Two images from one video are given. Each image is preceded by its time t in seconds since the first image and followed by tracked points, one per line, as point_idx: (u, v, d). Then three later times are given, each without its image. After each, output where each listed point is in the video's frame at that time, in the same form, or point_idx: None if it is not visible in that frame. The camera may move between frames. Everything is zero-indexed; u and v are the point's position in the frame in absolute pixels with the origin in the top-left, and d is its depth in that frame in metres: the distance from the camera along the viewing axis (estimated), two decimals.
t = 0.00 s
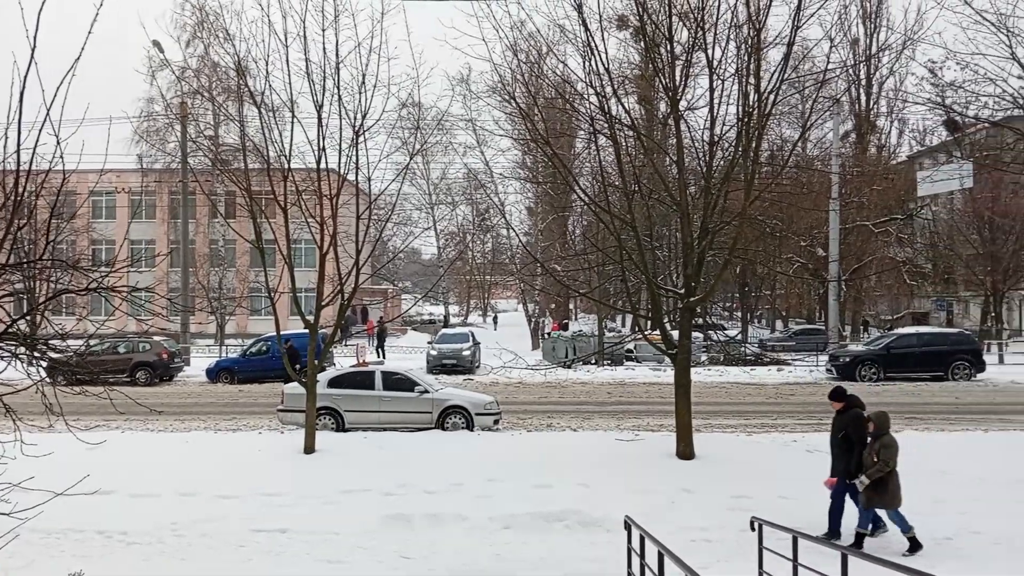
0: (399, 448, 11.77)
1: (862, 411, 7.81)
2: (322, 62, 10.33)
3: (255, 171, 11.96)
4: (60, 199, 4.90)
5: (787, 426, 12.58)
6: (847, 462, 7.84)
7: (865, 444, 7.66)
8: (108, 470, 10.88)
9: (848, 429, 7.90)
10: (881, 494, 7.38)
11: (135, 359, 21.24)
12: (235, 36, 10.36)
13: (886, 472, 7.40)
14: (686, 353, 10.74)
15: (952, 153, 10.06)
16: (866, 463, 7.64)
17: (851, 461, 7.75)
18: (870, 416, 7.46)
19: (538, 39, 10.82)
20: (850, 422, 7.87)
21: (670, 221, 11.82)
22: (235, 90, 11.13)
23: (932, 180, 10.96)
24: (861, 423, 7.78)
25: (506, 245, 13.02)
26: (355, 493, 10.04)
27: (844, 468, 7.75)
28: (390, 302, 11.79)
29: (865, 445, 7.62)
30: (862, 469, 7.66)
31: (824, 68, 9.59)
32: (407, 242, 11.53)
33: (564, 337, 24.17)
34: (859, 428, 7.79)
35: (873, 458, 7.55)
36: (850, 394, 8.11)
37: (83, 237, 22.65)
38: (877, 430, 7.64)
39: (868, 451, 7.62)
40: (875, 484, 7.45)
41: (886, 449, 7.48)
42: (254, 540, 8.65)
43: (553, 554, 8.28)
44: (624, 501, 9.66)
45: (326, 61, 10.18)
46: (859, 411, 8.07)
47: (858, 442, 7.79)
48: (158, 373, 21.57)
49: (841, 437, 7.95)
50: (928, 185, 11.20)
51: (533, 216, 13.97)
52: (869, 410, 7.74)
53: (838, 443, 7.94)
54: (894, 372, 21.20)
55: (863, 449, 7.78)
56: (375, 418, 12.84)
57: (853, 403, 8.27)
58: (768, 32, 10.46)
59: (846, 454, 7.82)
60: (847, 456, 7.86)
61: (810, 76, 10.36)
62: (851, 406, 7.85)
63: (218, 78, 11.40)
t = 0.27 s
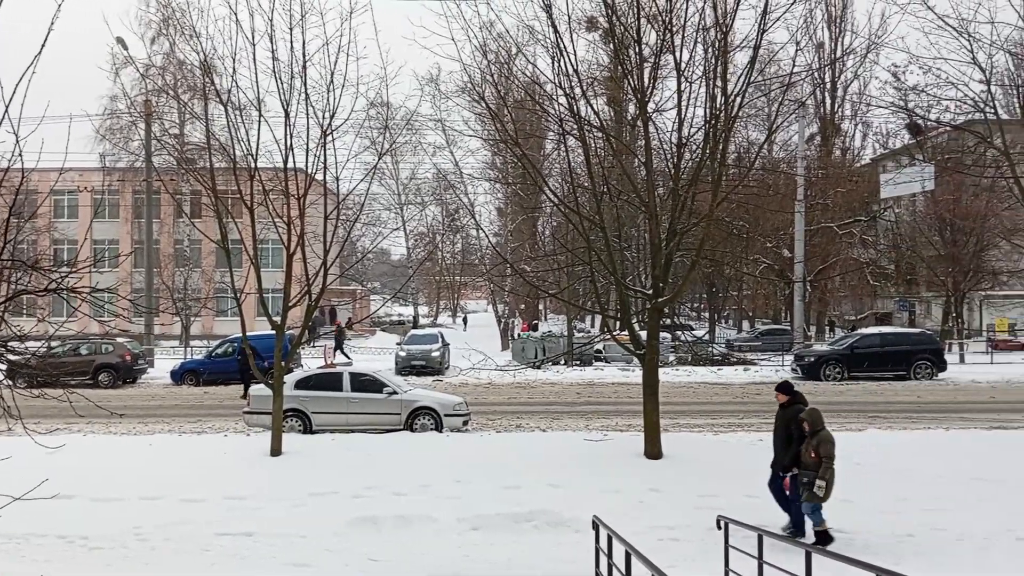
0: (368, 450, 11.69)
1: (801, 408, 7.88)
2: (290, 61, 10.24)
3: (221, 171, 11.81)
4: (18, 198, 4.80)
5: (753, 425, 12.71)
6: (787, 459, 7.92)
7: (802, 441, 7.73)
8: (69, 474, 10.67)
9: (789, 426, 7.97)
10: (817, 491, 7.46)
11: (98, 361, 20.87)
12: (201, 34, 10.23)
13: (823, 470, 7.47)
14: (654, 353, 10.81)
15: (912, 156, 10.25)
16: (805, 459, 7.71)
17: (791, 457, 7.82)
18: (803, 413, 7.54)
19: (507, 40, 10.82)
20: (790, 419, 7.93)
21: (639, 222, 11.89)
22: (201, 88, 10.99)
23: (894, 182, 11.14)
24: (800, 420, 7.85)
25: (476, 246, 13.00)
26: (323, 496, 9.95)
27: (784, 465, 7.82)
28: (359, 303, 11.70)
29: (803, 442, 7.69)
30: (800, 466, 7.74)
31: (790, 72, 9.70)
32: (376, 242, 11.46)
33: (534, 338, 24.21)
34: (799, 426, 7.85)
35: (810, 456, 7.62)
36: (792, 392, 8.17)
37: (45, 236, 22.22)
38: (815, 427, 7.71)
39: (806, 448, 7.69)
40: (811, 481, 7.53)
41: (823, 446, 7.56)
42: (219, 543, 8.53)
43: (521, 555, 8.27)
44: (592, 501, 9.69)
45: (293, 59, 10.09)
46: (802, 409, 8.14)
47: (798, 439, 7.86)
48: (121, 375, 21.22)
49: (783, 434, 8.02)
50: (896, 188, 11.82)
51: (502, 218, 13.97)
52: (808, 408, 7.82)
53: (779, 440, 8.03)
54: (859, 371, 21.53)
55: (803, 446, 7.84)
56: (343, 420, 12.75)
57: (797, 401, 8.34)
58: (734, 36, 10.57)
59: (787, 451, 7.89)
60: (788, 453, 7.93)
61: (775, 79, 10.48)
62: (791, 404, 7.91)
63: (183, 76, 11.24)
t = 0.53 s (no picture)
0: (335, 448, 11.61)
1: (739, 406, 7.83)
2: (256, 55, 10.12)
3: (185, 165, 11.63)
4: None
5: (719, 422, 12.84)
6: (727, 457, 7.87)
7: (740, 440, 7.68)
8: (27, 474, 10.45)
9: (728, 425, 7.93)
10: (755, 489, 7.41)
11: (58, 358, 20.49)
12: (165, 26, 10.06)
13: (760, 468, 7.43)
14: (621, 350, 10.87)
15: (874, 156, 10.43)
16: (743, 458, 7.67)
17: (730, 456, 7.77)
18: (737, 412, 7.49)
19: (476, 37, 10.79)
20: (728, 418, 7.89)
21: (608, 220, 11.95)
22: (165, 81, 10.82)
23: (857, 182, 11.31)
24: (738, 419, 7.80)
25: (445, 243, 12.97)
26: (288, 494, 9.86)
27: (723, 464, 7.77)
28: (327, 299, 11.59)
29: (740, 441, 7.65)
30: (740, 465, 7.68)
31: (756, 72, 9.80)
32: (344, 238, 11.38)
33: (502, 335, 24.24)
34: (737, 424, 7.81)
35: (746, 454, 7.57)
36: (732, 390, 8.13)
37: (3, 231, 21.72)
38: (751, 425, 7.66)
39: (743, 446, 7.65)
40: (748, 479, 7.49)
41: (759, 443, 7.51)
42: (182, 542, 8.40)
43: (488, 552, 8.27)
44: (559, 498, 9.71)
45: (259, 53, 9.97)
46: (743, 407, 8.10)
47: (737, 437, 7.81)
48: (83, 373, 20.86)
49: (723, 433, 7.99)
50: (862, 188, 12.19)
51: (472, 215, 13.95)
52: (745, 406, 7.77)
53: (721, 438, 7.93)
54: (822, 368, 21.87)
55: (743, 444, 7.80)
56: (310, 417, 12.67)
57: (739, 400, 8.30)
58: (702, 36, 10.64)
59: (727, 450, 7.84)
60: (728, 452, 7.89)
61: (742, 79, 10.59)
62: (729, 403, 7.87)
63: (147, 68, 11.06)
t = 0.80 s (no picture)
0: (308, 447, 11.54)
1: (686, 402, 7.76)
2: (227, 51, 10.01)
3: (155, 161, 11.48)
4: None
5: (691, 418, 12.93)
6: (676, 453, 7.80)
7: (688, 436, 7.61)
8: None
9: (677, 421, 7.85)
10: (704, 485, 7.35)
11: (24, 357, 20.14)
12: (134, 20, 9.91)
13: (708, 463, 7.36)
14: (595, 348, 10.90)
15: (844, 155, 10.55)
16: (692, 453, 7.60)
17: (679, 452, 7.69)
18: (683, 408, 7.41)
19: (450, 34, 10.76)
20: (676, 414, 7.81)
21: (582, 218, 11.97)
22: (133, 76, 10.66)
23: (827, 182, 11.44)
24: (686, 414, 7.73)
25: (419, 241, 12.93)
26: (261, 494, 9.78)
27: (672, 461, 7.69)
28: (299, 297, 11.48)
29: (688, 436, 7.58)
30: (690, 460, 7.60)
31: (728, 71, 9.87)
32: (317, 236, 11.30)
33: (476, 333, 24.24)
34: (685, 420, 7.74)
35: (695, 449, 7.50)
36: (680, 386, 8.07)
37: None
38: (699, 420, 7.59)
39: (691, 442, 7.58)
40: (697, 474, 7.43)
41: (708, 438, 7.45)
42: (153, 543, 8.29)
43: (462, 550, 8.25)
44: (533, 495, 9.72)
45: (230, 48, 9.86)
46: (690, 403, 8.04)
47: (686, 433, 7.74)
48: (50, 372, 20.53)
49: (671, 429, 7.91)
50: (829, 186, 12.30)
51: (446, 213, 13.92)
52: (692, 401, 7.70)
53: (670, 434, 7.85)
54: (794, 365, 22.13)
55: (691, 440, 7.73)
56: (282, 417, 12.59)
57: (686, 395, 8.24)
58: (674, 36, 10.70)
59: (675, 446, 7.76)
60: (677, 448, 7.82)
61: (714, 79, 10.65)
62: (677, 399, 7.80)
63: (116, 63, 10.89)
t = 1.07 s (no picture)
0: (282, 450, 11.46)
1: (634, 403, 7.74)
2: (199, 51, 9.91)
3: (126, 162, 11.35)
4: None
5: (666, 418, 13.01)
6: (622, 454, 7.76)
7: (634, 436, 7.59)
8: None
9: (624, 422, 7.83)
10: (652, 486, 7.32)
11: None
12: (104, 20, 9.79)
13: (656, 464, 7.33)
14: (570, 349, 10.93)
15: (815, 157, 10.66)
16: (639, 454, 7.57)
17: (625, 453, 7.65)
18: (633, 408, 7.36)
19: (425, 35, 10.74)
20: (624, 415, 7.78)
21: (557, 219, 11.99)
22: (104, 75, 10.52)
23: (799, 183, 11.56)
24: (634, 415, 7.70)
25: (394, 242, 12.88)
26: (234, 498, 9.69)
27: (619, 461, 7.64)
28: (273, 299, 11.38)
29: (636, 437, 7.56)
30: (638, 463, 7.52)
31: (701, 73, 9.94)
32: (291, 237, 11.22)
33: (452, 334, 24.22)
34: (633, 421, 7.71)
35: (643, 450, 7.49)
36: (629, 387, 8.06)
37: None
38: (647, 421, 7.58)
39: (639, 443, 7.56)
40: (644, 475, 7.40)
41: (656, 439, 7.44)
42: (123, 548, 8.16)
43: (437, 552, 8.21)
44: (508, 496, 9.72)
45: (202, 48, 9.76)
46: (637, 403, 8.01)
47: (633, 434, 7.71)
48: (19, 376, 20.22)
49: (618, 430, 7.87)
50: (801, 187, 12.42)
51: (422, 214, 13.89)
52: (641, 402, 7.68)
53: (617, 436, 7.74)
54: (768, 365, 22.33)
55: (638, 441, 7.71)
56: (255, 420, 12.49)
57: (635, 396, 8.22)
58: (648, 38, 10.75)
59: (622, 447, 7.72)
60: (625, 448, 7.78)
61: (688, 80, 10.72)
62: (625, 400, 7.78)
63: (86, 63, 10.75)
